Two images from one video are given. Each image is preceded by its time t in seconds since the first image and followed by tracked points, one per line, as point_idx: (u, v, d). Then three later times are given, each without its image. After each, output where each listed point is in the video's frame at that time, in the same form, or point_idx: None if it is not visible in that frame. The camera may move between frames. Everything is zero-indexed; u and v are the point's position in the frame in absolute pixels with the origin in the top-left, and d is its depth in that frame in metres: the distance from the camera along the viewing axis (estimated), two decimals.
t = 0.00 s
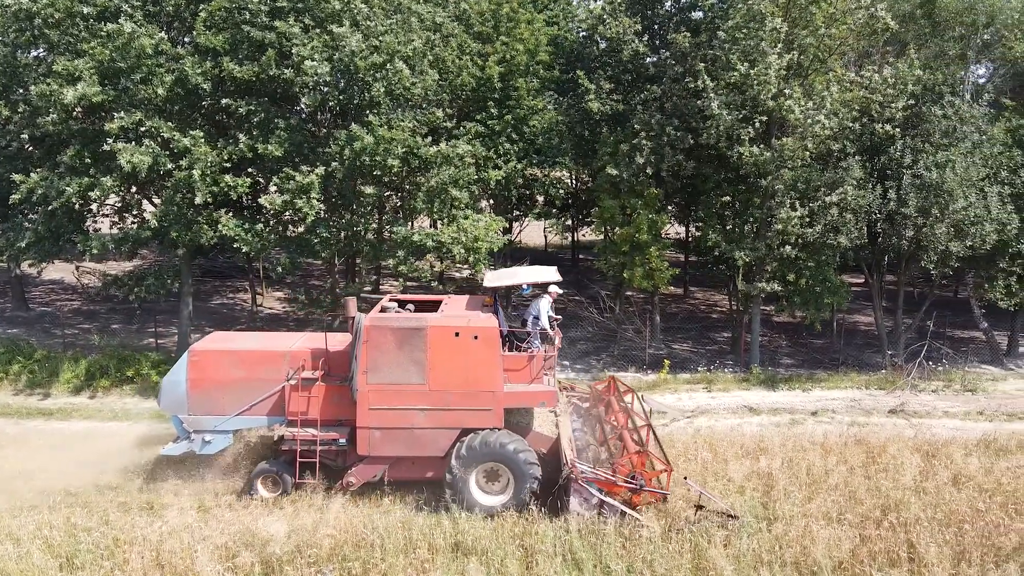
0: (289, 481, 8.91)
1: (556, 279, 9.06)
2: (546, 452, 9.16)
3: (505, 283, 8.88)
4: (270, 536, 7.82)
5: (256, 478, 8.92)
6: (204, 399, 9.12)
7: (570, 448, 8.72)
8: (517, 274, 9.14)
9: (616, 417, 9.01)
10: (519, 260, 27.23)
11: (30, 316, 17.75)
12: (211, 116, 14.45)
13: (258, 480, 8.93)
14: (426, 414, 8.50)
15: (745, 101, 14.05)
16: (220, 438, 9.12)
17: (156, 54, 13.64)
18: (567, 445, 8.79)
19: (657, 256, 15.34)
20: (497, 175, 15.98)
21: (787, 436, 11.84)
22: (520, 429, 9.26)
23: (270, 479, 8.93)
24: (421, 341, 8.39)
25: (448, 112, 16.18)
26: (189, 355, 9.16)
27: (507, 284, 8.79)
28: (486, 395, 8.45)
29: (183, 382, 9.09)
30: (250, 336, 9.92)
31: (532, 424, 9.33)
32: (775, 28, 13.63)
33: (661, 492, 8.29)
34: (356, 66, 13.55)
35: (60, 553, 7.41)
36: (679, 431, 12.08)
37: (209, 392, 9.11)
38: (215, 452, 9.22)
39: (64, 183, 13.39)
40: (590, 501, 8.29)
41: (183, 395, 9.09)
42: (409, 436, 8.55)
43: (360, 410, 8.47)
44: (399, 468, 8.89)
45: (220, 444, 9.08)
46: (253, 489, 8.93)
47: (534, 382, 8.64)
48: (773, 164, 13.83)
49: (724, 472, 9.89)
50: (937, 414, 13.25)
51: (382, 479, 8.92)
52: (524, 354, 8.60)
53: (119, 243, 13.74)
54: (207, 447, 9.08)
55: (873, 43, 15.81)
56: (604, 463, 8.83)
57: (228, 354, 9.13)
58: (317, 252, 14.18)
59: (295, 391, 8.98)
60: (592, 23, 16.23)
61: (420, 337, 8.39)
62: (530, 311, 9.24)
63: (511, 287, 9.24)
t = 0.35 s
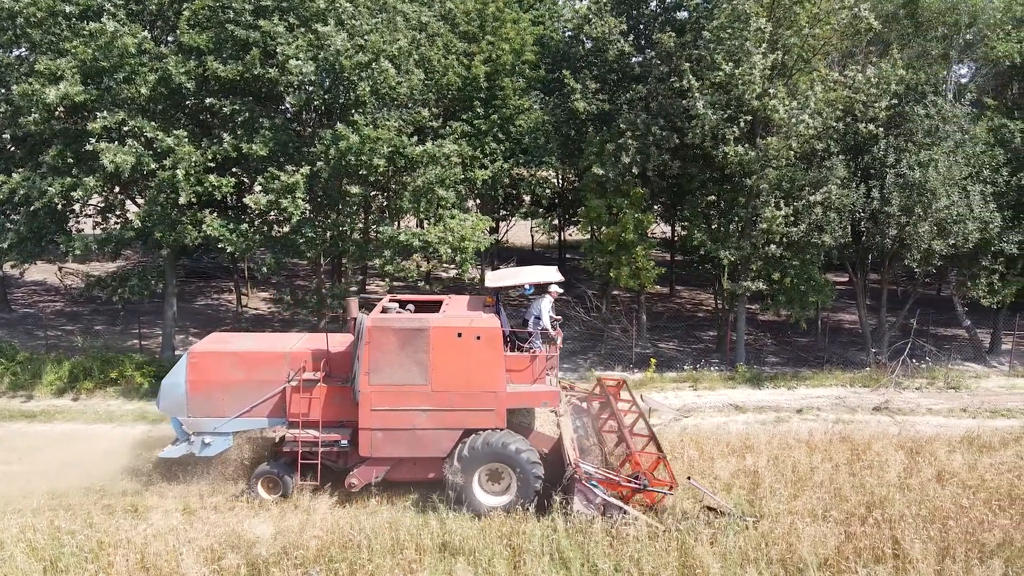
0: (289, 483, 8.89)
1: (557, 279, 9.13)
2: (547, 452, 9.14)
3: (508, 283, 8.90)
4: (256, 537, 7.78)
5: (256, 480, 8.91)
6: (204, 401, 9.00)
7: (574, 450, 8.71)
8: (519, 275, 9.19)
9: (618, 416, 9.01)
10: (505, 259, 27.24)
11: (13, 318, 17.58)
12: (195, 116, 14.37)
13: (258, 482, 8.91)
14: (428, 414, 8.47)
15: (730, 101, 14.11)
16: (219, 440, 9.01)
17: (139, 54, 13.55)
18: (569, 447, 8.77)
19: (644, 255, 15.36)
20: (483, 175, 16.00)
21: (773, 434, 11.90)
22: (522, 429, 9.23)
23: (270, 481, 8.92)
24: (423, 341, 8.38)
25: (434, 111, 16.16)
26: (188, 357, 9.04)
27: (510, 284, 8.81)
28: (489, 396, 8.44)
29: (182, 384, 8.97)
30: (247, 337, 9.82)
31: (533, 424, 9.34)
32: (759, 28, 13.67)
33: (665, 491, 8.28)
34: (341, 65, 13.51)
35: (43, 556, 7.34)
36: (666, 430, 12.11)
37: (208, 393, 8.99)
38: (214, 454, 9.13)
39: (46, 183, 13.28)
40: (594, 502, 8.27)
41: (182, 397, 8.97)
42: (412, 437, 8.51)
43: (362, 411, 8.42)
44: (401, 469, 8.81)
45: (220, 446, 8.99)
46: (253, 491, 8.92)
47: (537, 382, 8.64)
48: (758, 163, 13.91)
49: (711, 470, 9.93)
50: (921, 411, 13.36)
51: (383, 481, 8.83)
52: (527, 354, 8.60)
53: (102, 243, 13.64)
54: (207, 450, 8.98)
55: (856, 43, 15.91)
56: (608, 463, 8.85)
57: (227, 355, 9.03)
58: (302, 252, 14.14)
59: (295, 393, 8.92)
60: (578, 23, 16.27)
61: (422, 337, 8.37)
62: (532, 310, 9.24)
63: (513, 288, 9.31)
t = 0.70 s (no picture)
0: (290, 484, 8.78)
1: (560, 280, 9.13)
2: (549, 451, 9.19)
3: (509, 283, 8.89)
4: (242, 539, 7.75)
5: (257, 481, 8.83)
6: (205, 402, 8.94)
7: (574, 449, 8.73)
8: (519, 274, 9.18)
9: (617, 413, 9.00)
10: (492, 259, 27.27)
11: None
12: (179, 116, 14.30)
13: (257, 483, 8.83)
14: (431, 415, 8.45)
15: (715, 101, 14.18)
16: (220, 442, 8.98)
17: (123, 53, 13.46)
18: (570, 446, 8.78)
19: (630, 254, 15.40)
20: (469, 174, 16.00)
21: (758, 431, 11.97)
22: (524, 427, 9.24)
23: (270, 482, 8.83)
24: (426, 342, 8.33)
25: (420, 111, 16.14)
26: (188, 358, 8.96)
27: (510, 285, 8.81)
28: (492, 396, 8.44)
29: (183, 385, 8.89)
30: (247, 337, 9.74)
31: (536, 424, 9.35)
32: (744, 28, 13.76)
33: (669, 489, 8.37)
34: (327, 64, 13.46)
35: (27, 559, 7.27)
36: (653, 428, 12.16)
37: (209, 395, 8.92)
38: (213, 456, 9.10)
39: (28, 183, 13.16)
40: (598, 501, 8.35)
41: (183, 398, 8.89)
42: (415, 437, 8.49)
43: (364, 412, 8.38)
44: (403, 469, 8.80)
45: (220, 448, 8.96)
46: (253, 491, 8.85)
47: (540, 382, 8.64)
48: (742, 163, 14.00)
49: (697, 468, 9.98)
50: (904, 408, 13.48)
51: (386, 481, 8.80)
52: (529, 354, 8.59)
53: (85, 244, 13.53)
54: (207, 451, 8.94)
55: (840, 43, 16.01)
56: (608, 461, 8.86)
57: (228, 356, 8.96)
58: (288, 252, 14.09)
59: (297, 394, 8.90)
60: (564, 23, 16.32)
61: (425, 338, 8.33)
62: (533, 309, 9.18)
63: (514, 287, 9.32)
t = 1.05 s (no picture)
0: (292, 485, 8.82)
1: (561, 279, 9.11)
2: (551, 450, 9.12)
3: (510, 282, 8.91)
4: (226, 541, 7.71)
5: (257, 481, 8.81)
6: (205, 403, 8.90)
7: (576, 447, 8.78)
8: (520, 274, 9.21)
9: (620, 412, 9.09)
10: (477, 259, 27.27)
11: None
12: (161, 115, 14.19)
13: (258, 483, 8.80)
14: (434, 414, 8.43)
15: (699, 100, 14.25)
16: (220, 443, 8.91)
17: (103, 51, 13.34)
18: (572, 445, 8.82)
19: (615, 253, 15.44)
20: (454, 174, 15.99)
21: (742, 429, 12.04)
22: (526, 427, 9.26)
23: (272, 482, 8.81)
24: (429, 342, 8.32)
25: (405, 111, 16.11)
26: (188, 358, 8.92)
27: (511, 284, 8.82)
28: (495, 396, 8.43)
29: (183, 386, 8.86)
30: (247, 338, 9.70)
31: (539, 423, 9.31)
32: (727, 28, 13.85)
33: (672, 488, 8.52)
34: (310, 63, 13.38)
35: (8, 563, 7.20)
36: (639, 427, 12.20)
37: (209, 395, 8.88)
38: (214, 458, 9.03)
39: (8, 183, 13.02)
40: (602, 499, 8.39)
41: (183, 399, 8.86)
42: (417, 437, 8.47)
43: (366, 412, 8.35)
44: (406, 469, 8.77)
45: (221, 449, 8.89)
46: (253, 492, 8.82)
47: (541, 382, 8.67)
48: (726, 162, 14.08)
49: (682, 466, 10.03)
50: (887, 405, 13.59)
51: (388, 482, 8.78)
52: (532, 354, 8.62)
53: (66, 244, 13.41)
54: (207, 453, 8.87)
55: (822, 43, 16.13)
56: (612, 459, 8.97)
57: (229, 357, 8.92)
58: (271, 252, 14.03)
59: (299, 394, 8.82)
60: (548, 22, 16.39)
61: (428, 338, 8.32)
62: (534, 309, 9.11)
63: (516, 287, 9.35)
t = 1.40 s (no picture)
0: (295, 486, 8.83)
1: (562, 278, 9.10)
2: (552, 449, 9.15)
3: (512, 283, 8.91)
4: (212, 542, 7.68)
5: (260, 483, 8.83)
6: (206, 405, 8.81)
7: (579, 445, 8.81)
8: (522, 273, 9.21)
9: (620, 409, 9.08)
10: (465, 259, 27.26)
11: None
12: (146, 114, 14.11)
13: (262, 486, 8.82)
14: (437, 414, 8.41)
15: (684, 100, 14.31)
16: (220, 444, 8.87)
17: (87, 51, 13.23)
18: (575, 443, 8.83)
19: (601, 252, 15.47)
20: (441, 173, 15.97)
21: (728, 427, 12.10)
22: (527, 427, 9.30)
23: (274, 484, 8.83)
24: (431, 341, 8.30)
25: (391, 110, 16.08)
26: (188, 359, 8.83)
27: (512, 285, 8.84)
28: (498, 395, 8.43)
29: (183, 388, 8.76)
30: (246, 338, 9.61)
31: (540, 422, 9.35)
32: (713, 28, 13.91)
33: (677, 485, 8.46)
34: (295, 62, 13.36)
35: None
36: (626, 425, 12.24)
37: (210, 397, 8.80)
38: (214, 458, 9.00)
39: None
40: (604, 497, 8.41)
41: (184, 401, 8.76)
42: (420, 437, 8.46)
43: (369, 412, 8.32)
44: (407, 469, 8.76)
45: (222, 450, 8.85)
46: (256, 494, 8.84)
47: (544, 380, 8.68)
48: (711, 161, 14.15)
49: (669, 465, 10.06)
50: (871, 403, 13.68)
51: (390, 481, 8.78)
52: (533, 353, 8.64)
53: (49, 245, 13.30)
54: (208, 454, 8.84)
55: (807, 43, 16.23)
56: (612, 455, 8.94)
57: (230, 358, 8.85)
58: (257, 252, 13.98)
59: (301, 395, 8.79)
60: (534, 22, 16.53)
61: (431, 337, 8.30)
62: (536, 307, 9.15)
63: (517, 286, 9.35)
